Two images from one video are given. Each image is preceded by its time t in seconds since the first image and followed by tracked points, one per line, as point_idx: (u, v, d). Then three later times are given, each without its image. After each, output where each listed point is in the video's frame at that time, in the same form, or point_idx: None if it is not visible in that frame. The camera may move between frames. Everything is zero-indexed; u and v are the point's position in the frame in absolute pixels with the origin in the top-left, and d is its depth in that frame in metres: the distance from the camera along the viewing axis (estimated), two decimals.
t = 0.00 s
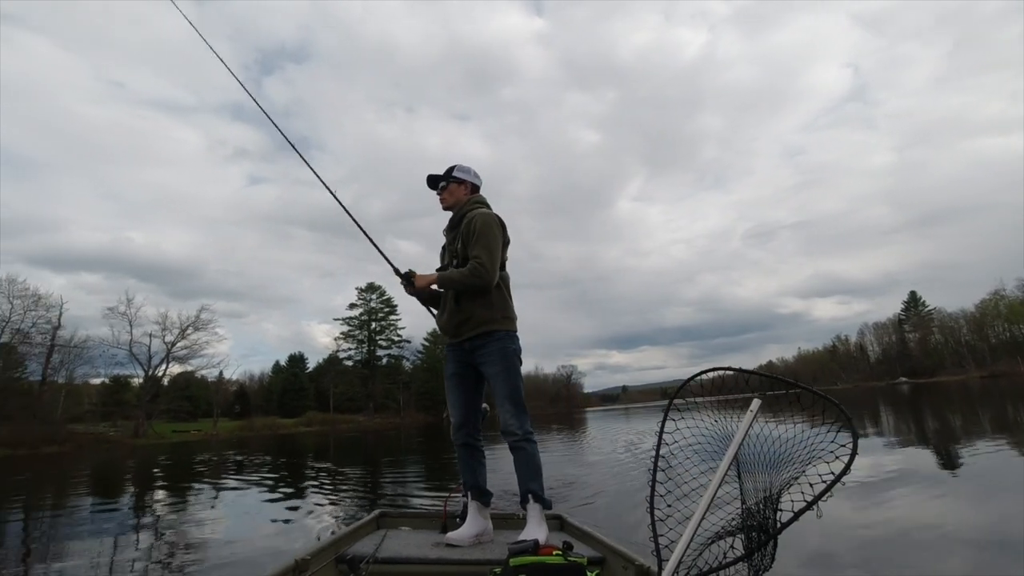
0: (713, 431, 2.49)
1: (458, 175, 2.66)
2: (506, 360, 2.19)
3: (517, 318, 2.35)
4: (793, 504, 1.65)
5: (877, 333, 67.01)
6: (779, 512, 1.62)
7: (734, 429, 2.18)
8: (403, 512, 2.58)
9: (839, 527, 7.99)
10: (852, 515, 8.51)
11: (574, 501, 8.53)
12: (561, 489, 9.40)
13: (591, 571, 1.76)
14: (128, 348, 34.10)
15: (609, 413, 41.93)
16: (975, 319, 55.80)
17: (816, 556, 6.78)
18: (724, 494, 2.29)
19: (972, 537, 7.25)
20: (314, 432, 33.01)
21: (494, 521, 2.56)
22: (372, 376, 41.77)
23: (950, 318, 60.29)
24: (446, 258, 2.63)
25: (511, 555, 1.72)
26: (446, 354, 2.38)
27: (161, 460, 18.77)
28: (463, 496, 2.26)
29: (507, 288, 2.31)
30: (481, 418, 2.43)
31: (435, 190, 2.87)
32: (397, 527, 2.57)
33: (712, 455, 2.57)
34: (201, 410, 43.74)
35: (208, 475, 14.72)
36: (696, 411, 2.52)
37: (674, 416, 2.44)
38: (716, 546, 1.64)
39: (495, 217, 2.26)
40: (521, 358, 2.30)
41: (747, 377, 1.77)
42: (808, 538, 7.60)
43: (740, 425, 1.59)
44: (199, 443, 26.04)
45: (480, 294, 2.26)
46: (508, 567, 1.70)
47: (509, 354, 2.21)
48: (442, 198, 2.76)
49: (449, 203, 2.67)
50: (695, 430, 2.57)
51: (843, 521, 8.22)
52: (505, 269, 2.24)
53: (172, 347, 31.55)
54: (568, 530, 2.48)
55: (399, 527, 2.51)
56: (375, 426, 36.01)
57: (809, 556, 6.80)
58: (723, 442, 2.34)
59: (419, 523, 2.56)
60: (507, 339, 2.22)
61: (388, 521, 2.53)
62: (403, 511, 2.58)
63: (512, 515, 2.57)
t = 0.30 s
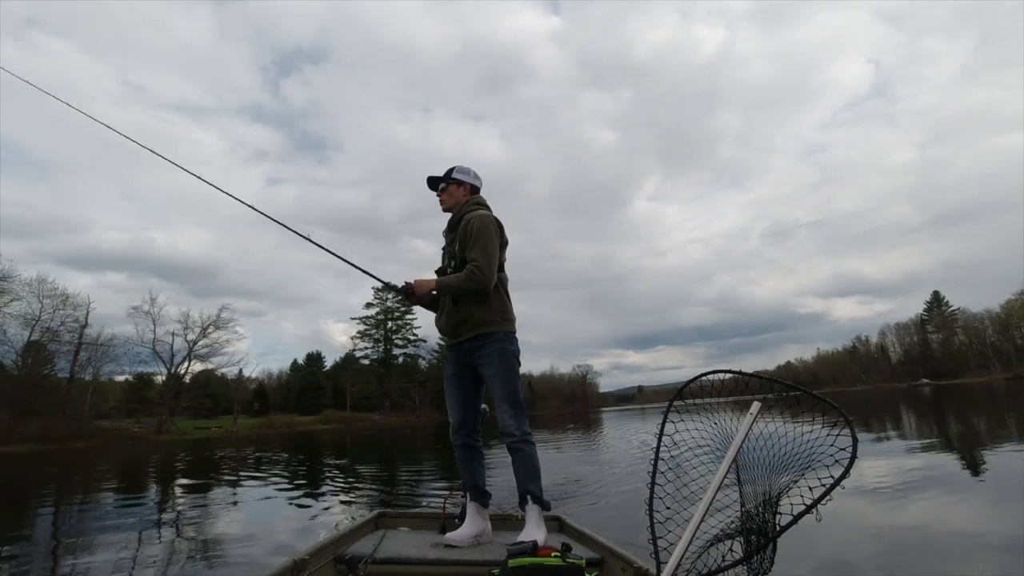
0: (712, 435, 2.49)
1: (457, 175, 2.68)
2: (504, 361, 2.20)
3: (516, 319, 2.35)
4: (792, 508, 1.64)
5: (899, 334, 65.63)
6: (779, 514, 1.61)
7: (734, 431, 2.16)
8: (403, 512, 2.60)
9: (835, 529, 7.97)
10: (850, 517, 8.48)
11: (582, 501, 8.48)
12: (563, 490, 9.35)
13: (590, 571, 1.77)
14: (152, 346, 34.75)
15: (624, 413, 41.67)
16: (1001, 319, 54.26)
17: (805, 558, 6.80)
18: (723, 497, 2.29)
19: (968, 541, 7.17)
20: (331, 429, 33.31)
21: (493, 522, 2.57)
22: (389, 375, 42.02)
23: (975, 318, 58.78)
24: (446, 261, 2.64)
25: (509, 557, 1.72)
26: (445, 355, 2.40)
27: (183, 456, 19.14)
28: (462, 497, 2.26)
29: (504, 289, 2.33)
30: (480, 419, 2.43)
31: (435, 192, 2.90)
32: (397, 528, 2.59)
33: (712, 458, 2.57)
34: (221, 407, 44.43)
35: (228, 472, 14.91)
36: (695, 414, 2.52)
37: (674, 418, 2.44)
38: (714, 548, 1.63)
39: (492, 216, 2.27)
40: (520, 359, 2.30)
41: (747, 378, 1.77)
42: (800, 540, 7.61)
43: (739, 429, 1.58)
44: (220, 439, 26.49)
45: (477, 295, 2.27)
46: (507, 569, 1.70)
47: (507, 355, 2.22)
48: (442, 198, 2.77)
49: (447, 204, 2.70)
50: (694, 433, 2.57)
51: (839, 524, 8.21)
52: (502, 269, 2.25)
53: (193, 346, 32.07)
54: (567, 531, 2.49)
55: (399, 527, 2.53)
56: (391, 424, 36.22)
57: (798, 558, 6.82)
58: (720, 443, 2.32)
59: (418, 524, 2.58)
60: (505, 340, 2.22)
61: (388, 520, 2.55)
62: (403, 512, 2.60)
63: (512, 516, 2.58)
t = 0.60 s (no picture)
0: (717, 437, 2.50)
1: (456, 177, 2.71)
2: (502, 363, 2.22)
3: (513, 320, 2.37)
4: (791, 514, 1.62)
5: (921, 333, 64.54)
6: (779, 519, 1.61)
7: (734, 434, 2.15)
8: (402, 513, 2.62)
9: (833, 530, 7.96)
10: (851, 519, 8.44)
11: (587, 501, 8.42)
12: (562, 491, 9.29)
13: (587, 572, 1.77)
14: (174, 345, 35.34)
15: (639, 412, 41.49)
16: None
17: (803, 558, 6.79)
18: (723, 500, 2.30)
19: (970, 543, 7.12)
20: (347, 428, 33.61)
21: (492, 524, 2.58)
22: (405, 374, 42.16)
23: (999, 318, 57.60)
24: (445, 263, 2.67)
25: (508, 559, 1.73)
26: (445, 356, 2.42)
27: (203, 453, 19.43)
28: (460, 499, 2.28)
29: (502, 291, 2.34)
30: (480, 421, 2.45)
31: (435, 193, 2.95)
32: (396, 529, 2.61)
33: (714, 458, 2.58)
34: (240, 405, 45.05)
35: (247, 469, 15.09)
36: (696, 415, 2.51)
37: (674, 421, 2.45)
38: (715, 552, 1.62)
39: (490, 218, 2.29)
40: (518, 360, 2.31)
41: (748, 383, 1.76)
42: (798, 541, 7.58)
43: (739, 434, 1.56)
44: (240, 437, 26.87)
45: (473, 295, 2.28)
46: (505, 569, 1.71)
47: (504, 357, 2.23)
48: (441, 200, 2.80)
49: (446, 202, 2.74)
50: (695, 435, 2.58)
51: (839, 525, 8.19)
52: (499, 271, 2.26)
53: (214, 345, 32.55)
54: (565, 533, 2.49)
55: (397, 528, 2.56)
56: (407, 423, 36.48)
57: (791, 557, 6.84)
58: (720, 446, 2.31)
59: (417, 524, 2.60)
60: (503, 342, 2.23)
61: (386, 521, 2.57)
62: (402, 513, 2.62)
63: (509, 518, 2.59)
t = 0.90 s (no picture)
0: (716, 437, 2.51)
1: (456, 177, 2.72)
2: (501, 363, 2.23)
3: (512, 320, 2.37)
4: (791, 510, 1.62)
5: (944, 334, 63.17)
6: (780, 517, 1.61)
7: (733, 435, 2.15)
8: (401, 513, 2.63)
9: (832, 531, 7.95)
10: (858, 520, 8.39)
11: (594, 501, 8.33)
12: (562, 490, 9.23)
13: (588, 573, 1.76)
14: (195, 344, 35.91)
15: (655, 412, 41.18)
16: None
17: (804, 557, 6.79)
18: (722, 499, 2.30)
19: (996, 546, 6.99)
20: (364, 426, 33.87)
21: (492, 524, 2.58)
22: (420, 373, 42.28)
23: None
24: (444, 263, 2.67)
25: (509, 558, 1.73)
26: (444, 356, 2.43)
27: (224, 450, 19.74)
28: (461, 499, 2.27)
29: (501, 291, 2.35)
30: (479, 422, 2.45)
31: (436, 193, 2.96)
32: (396, 529, 2.63)
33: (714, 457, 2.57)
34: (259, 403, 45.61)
35: (266, 466, 15.29)
36: (696, 415, 2.52)
37: (673, 420, 2.45)
38: (715, 550, 1.61)
39: (490, 218, 2.29)
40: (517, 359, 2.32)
41: (749, 382, 1.76)
42: (804, 541, 7.56)
43: (739, 432, 1.55)
44: (258, 434, 27.21)
45: (472, 295, 2.29)
46: (506, 569, 1.71)
47: (503, 357, 2.23)
48: (442, 200, 2.80)
49: (447, 202, 2.75)
50: (696, 434, 2.59)
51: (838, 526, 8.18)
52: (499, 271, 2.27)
53: (234, 344, 33.01)
54: (566, 533, 2.48)
55: (397, 528, 2.57)
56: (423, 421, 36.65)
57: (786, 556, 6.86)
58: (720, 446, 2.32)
59: (416, 524, 2.62)
60: (502, 342, 2.24)
61: (386, 521, 2.58)
62: (401, 513, 2.63)
63: (510, 518, 2.59)
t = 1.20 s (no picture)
0: (717, 438, 2.49)
1: (455, 176, 2.74)
2: (500, 361, 2.23)
3: (511, 319, 2.38)
4: (792, 507, 1.60)
5: (967, 334, 61.88)
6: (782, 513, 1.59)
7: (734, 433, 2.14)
8: (402, 512, 2.65)
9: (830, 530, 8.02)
10: (875, 524, 8.27)
11: (600, 501, 8.27)
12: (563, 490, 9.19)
13: (588, 570, 1.75)
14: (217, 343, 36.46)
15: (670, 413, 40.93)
16: None
17: (806, 558, 6.80)
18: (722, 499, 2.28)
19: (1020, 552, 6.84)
20: (380, 424, 34.17)
21: (492, 523, 2.59)
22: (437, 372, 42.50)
23: None
24: (444, 263, 2.69)
25: (509, 556, 1.71)
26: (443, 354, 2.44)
27: (244, 447, 20.04)
28: (461, 498, 2.28)
29: (499, 288, 2.37)
30: (480, 421, 2.46)
31: (436, 191, 3.00)
32: (396, 528, 2.64)
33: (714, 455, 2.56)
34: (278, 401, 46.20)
35: (285, 463, 15.48)
36: (696, 414, 2.51)
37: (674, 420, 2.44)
38: (714, 546, 1.60)
39: (487, 216, 2.31)
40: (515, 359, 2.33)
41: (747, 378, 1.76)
42: (819, 544, 7.46)
43: (738, 429, 1.55)
44: (278, 432, 27.60)
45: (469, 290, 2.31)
46: (506, 567, 1.69)
47: (502, 355, 2.24)
48: (440, 200, 2.83)
49: (446, 199, 2.77)
50: (697, 435, 2.57)
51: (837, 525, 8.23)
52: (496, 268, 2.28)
53: (254, 343, 33.47)
54: (566, 530, 2.48)
55: (398, 527, 2.58)
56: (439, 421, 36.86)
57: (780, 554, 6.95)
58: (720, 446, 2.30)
59: (417, 524, 2.63)
60: (500, 340, 2.25)
61: (388, 521, 2.60)
62: (402, 512, 2.65)
63: (510, 516, 2.59)
